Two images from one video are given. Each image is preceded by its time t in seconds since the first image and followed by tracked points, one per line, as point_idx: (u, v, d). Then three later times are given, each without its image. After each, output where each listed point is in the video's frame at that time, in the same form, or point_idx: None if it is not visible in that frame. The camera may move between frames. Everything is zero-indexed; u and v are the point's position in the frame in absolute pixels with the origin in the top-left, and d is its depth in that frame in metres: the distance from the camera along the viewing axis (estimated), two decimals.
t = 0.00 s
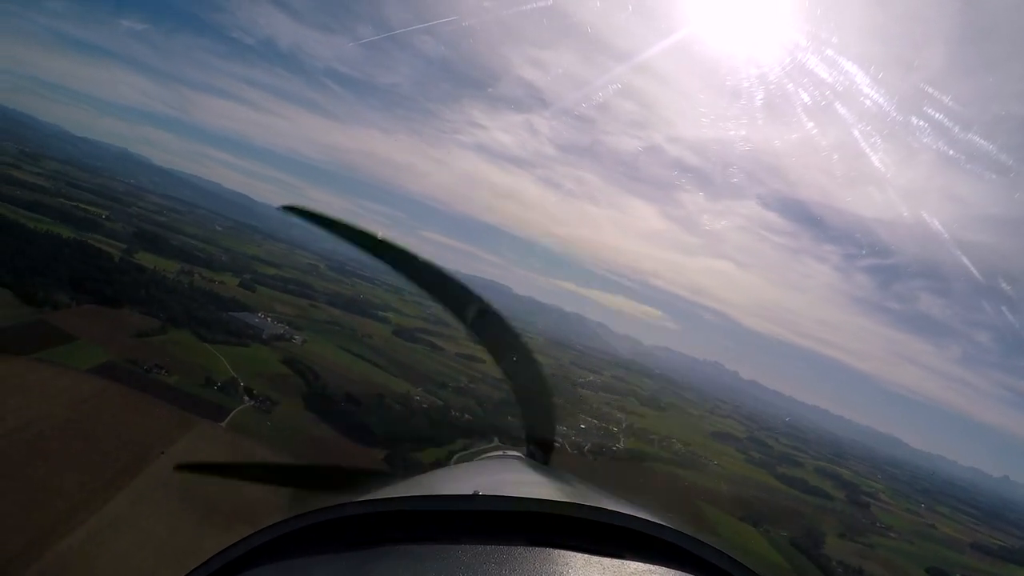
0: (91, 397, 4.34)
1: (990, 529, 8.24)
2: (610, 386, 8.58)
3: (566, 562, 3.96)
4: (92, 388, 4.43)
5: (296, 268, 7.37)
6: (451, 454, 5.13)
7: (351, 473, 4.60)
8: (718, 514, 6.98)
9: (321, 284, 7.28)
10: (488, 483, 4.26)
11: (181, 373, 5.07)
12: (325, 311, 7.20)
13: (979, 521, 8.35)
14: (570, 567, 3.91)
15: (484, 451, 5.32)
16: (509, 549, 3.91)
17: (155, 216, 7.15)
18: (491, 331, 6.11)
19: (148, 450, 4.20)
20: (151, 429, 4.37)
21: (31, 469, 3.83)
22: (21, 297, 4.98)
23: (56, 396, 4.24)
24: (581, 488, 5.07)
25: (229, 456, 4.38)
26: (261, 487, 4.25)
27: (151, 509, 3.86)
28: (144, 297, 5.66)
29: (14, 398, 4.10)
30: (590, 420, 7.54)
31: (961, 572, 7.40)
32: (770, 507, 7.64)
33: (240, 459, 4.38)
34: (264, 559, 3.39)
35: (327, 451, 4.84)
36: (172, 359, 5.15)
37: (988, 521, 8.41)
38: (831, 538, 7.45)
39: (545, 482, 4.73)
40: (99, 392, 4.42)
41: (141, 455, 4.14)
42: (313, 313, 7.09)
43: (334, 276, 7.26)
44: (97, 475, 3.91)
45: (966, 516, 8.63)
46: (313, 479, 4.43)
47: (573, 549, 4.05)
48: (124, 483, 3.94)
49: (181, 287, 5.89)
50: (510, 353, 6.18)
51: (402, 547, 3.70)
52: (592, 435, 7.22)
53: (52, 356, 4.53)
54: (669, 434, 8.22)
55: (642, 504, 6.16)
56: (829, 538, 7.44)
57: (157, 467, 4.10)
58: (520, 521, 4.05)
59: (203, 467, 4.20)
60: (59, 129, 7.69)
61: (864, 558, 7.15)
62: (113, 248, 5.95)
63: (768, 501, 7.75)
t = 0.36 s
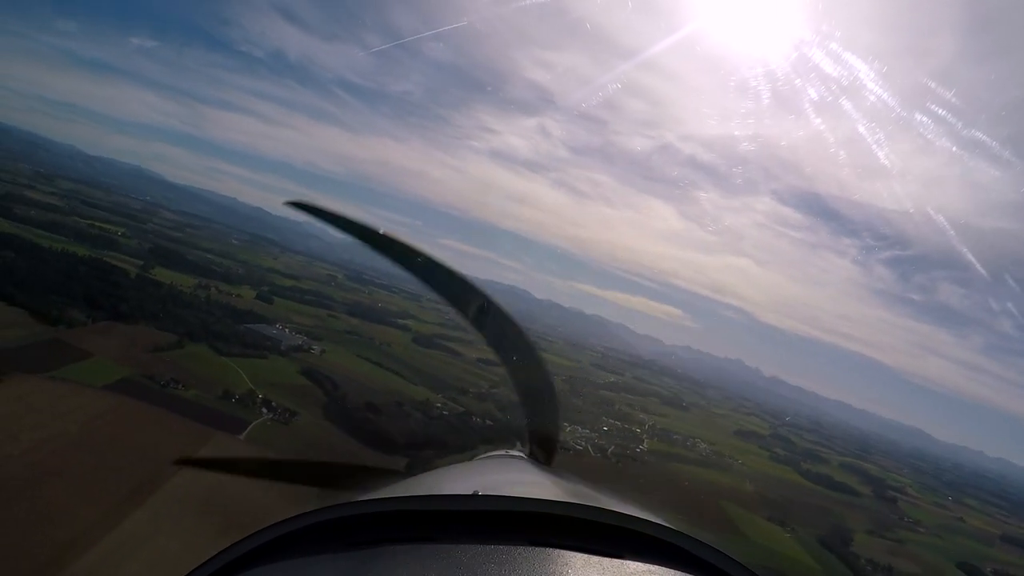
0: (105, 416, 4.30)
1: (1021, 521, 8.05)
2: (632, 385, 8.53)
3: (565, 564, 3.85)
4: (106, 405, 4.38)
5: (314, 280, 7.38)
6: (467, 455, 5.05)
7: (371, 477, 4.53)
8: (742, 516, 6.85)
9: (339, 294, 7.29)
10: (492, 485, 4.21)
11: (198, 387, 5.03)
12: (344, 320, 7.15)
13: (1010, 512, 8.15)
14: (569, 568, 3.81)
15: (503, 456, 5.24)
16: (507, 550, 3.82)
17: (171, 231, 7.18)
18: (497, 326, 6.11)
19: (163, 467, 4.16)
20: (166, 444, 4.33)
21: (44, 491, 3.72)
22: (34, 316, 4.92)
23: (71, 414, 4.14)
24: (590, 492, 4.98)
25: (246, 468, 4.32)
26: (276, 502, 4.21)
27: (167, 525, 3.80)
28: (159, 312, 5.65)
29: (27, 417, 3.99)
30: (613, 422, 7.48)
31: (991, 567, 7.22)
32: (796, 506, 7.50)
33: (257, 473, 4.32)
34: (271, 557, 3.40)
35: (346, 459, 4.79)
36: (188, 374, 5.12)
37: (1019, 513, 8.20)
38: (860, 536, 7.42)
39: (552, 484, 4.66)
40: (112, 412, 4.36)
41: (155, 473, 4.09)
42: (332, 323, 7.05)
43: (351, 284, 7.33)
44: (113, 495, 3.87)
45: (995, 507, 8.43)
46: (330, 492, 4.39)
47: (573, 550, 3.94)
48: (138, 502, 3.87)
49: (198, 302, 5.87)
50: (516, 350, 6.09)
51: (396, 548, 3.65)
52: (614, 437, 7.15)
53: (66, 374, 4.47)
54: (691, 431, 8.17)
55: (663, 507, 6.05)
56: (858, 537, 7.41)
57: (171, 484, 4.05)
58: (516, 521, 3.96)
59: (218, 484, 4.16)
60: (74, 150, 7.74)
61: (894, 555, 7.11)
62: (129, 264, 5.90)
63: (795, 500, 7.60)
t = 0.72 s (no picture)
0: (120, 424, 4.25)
1: None
2: (651, 388, 8.49)
3: (564, 563, 3.61)
4: (121, 414, 4.35)
5: (332, 284, 7.39)
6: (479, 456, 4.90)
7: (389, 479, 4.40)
8: (764, 519, 6.68)
9: (357, 299, 7.32)
10: (487, 487, 4.10)
11: (214, 394, 4.99)
12: (361, 323, 7.07)
13: None
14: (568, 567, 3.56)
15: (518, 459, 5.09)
16: (508, 550, 3.60)
17: (189, 237, 7.19)
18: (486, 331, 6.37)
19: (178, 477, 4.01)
20: (182, 453, 4.20)
21: (60, 500, 3.59)
22: (50, 322, 4.97)
23: (85, 423, 4.14)
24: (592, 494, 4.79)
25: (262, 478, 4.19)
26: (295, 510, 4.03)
27: (182, 534, 3.60)
28: (175, 318, 5.66)
29: (42, 425, 3.97)
30: (633, 425, 7.40)
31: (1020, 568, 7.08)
32: (820, 508, 7.32)
33: (274, 483, 4.19)
34: (272, 557, 3.14)
35: (362, 464, 4.69)
36: (204, 380, 5.08)
37: None
38: (884, 538, 7.13)
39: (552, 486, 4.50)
40: (127, 421, 4.32)
41: (170, 483, 3.94)
42: (349, 326, 6.97)
43: (370, 287, 7.53)
44: (127, 504, 3.70)
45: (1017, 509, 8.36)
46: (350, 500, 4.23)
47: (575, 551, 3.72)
48: (152, 513, 3.69)
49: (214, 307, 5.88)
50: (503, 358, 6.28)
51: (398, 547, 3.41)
52: (634, 440, 7.08)
53: (82, 382, 4.46)
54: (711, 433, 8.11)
55: (681, 512, 5.94)
56: (882, 539, 7.13)
57: (186, 494, 3.90)
58: (519, 522, 3.75)
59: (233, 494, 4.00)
60: (95, 160, 7.83)
61: (919, 557, 6.83)
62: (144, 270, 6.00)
63: (819, 502, 7.43)
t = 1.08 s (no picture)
0: (129, 424, 4.19)
1: None
2: (667, 390, 8.45)
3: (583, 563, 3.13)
4: (132, 413, 4.30)
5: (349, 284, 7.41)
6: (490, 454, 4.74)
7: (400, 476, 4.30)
8: (779, 524, 6.57)
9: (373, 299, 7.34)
10: (492, 484, 3.91)
11: (226, 393, 4.97)
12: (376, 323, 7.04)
13: None
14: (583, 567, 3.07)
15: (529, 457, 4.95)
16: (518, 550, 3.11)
17: (205, 236, 7.22)
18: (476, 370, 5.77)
19: (187, 476, 3.90)
20: (191, 454, 4.12)
21: (68, 497, 3.44)
22: (64, 320, 4.94)
23: (93, 423, 4.07)
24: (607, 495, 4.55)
25: (272, 478, 4.09)
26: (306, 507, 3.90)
27: (190, 531, 3.45)
28: (189, 317, 5.70)
29: (48, 425, 3.87)
30: (649, 427, 7.34)
31: None
32: (837, 514, 7.17)
33: (283, 482, 4.09)
34: (274, 556, 2.78)
35: (374, 463, 4.64)
36: (216, 380, 5.06)
37: None
38: (901, 543, 6.90)
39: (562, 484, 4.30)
40: (136, 422, 4.26)
41: (178, 481, 3.83)
42: (363, 326, 6.91)
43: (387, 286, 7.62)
44: (133, 503, 3.56)
45: None
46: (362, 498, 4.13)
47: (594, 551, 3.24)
48: (160, 511, 3.56)
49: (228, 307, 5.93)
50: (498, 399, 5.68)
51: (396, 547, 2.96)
52: (650, 443, 7.02)
53: (93, 381, 4.44)
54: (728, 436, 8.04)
55: (695, 516, 5.85)
56: (899, 544, 6.89)
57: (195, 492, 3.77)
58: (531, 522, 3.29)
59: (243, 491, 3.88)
60: (115, 160, 7.91)
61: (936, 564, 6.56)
62: (160, 270, 6.10)
63: (837, 508, 7.29)
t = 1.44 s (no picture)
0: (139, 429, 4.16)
1: None
2: (682, 396, 8.38)
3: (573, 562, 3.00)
4: (141, 421, 4.26)
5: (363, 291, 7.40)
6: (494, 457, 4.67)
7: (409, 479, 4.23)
8: (796, 532, 6.43)
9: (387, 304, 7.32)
10: (491, 487, 3.79)
11: (237, 400, 4.93)
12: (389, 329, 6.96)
13: None
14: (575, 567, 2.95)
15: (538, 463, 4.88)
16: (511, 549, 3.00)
17: (219, 242, 7.22)
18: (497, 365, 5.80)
19: (197, 486, 3.85)
20: (201, 460, 4.08)
21: (78, 505, 3.40)
22: (75, 326, 4.91)
23: (103, 430, 4.04)
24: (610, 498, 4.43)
25: (283, 486, 4.03)
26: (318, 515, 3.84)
27: (202, 542, 3.40)
28: (201, 322, 5.69)
29: (56, 433, 3.83)
30: (665, 434, 7.24)
31: None
32: (855, 522, 7.02)
33: (294, 490, 4.03)
34: (266, 560, 2.71)
35: (385, 468, 4.57)
36: (228, 388, 5.03)
37: None
38: (919, 552, 6.63)
39: (564, 486, 4.19)
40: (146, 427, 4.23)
41: (188, 491, 3.77)
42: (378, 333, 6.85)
43: (401, 293, 7.63)
44: (143, 513, 3.51)
45: None
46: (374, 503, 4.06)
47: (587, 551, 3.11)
48: (169, 523, 3.50)
49: (242, 314, 5.95)
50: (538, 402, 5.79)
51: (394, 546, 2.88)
52: (666, 450, 6.93)
53: (103, 388, 4.41)
54: (744, 443, 7.94)
55: (710, 525, 5.74)
56: (917, 552, 6.62)
57: (205, 503, 3.71)
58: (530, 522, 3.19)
59: (254, 498, 3.83)
60: (131, 167, 7.95)
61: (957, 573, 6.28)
62: (172, 276, 6.13)
63: (855, 516, 7.14)
